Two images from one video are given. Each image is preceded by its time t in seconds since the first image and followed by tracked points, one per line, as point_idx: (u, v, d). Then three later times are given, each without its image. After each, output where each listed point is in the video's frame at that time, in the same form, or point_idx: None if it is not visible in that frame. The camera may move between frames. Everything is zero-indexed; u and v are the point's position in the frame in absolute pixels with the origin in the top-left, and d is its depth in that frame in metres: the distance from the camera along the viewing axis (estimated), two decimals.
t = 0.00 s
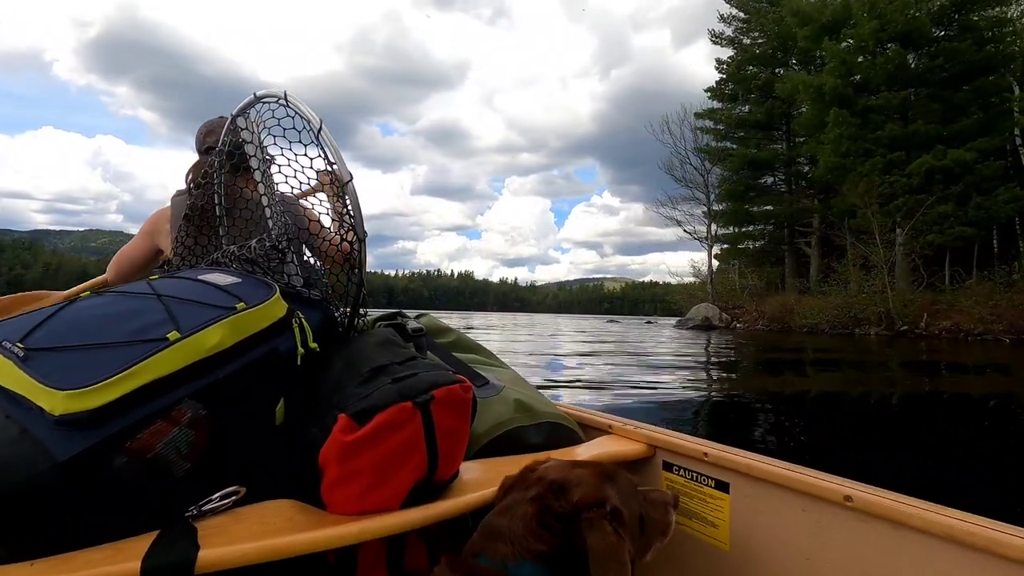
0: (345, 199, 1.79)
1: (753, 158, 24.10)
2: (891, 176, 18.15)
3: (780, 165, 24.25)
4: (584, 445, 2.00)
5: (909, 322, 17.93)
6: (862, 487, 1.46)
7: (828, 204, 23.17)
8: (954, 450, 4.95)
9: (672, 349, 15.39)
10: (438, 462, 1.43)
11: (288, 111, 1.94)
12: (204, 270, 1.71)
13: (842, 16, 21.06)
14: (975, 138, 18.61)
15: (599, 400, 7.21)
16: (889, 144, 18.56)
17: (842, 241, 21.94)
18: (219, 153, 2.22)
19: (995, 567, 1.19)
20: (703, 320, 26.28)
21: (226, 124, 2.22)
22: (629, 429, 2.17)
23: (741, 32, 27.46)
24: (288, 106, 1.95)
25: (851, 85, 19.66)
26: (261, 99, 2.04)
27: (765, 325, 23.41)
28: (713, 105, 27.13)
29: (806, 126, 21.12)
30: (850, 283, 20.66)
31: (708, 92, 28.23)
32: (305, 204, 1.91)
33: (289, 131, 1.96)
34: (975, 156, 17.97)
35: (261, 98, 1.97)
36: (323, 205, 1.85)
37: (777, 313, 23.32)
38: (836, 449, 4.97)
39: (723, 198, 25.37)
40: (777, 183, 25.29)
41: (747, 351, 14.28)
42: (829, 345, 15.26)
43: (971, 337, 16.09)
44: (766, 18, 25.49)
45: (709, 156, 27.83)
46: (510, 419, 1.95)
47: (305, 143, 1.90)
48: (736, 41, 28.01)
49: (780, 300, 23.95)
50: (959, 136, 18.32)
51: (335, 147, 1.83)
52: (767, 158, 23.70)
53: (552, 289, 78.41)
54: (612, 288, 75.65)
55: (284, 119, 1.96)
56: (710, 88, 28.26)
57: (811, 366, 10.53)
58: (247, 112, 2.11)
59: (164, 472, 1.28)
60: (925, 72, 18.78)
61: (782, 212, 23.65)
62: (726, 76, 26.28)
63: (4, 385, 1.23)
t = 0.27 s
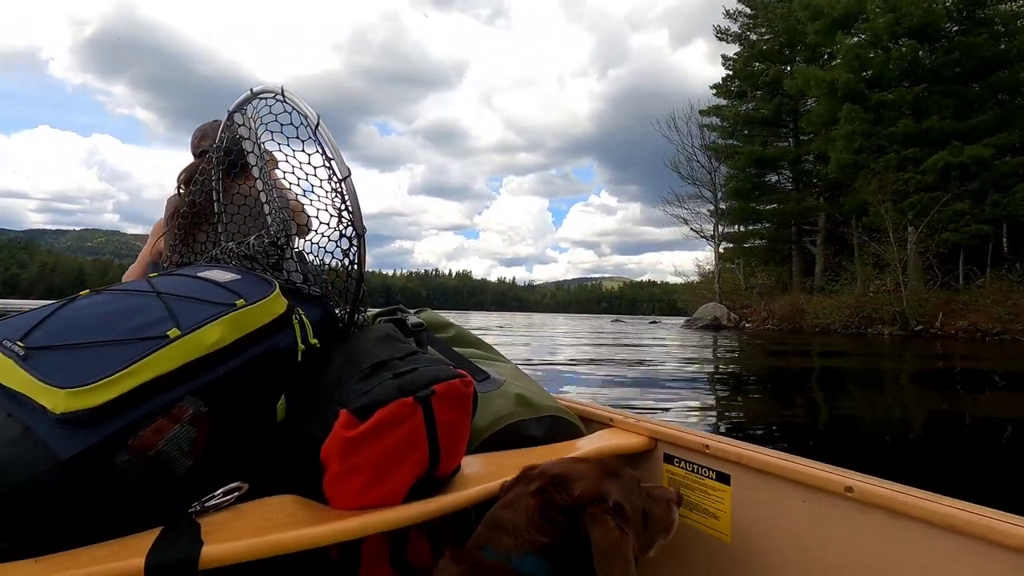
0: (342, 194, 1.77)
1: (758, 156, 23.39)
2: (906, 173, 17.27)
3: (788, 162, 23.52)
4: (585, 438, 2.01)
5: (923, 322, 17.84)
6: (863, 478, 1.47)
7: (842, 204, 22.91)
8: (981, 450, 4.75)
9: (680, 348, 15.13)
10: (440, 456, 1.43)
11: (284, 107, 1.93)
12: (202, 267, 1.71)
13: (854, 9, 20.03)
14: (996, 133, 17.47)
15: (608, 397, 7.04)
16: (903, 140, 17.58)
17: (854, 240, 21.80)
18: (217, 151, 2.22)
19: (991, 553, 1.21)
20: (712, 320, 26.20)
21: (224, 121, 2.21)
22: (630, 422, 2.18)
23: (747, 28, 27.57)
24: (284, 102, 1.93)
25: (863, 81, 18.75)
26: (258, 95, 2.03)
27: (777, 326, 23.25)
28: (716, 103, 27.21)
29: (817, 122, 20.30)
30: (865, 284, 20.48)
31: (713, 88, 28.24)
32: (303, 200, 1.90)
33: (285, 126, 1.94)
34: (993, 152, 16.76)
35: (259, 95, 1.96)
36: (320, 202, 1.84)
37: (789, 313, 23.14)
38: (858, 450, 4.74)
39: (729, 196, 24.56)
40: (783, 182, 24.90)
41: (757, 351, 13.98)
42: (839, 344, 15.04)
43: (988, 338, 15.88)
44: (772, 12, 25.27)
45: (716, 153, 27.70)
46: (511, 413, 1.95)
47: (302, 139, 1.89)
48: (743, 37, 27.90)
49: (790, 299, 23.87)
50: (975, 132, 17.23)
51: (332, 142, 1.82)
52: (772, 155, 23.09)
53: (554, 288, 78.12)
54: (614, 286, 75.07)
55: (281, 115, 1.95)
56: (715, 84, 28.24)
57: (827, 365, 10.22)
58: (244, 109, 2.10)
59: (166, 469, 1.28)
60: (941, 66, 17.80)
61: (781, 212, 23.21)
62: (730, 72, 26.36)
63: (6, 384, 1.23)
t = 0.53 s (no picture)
0: (346, 195, 1.78)
1: (762, 153, 23.47)
2: (918, 169, 16.85)
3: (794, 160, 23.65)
4: (590, 438, 2.02)
5: (938, 321, 17.62)
6: (869, 477, 1.48)
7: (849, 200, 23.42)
8: (1003, 451, 4.66)
9: (692, 347, 15.08)
10: (447, 456, 1.44)
11: (289, 108, 1.94)
12: (208, 268, 1.72)
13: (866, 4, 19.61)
14: (1008, 130, 16.93)
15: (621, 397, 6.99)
16: (919, 135, 17.18)
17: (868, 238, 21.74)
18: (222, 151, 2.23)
19: (997, 552, 1.23)
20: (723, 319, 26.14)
21: (228, 121, 2.22)
22: (634, 421, 2.19)
23: (753, 24, 27.77)
24: (289, 103, 1.93)
25: (875, 75, 18.43)
26: (263, 96, 2.04)
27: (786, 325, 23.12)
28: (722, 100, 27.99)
29: (827, 118, 20.51)
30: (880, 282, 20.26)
31: (719, 85, 28.30)
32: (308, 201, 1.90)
33: (289, 128, 1.95)
34: (1010, 146, 16.29)
35: (264, 96, 1.96)
36: (324, 202, 1.85)
37: (799, 312, 23.02)
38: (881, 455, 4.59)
39: (735, 194, 24.49)
40: (789, 179, 24.89)
41: (769, 349, 13.92)
42: (852, 344, 14.91)
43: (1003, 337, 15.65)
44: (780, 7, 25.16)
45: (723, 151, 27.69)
46: (515, 413, 1.96)
47: (306, 141, 1.89)
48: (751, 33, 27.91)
49: (801, 298, 23.79)
50: (994, 126, 16.87)
51: (336, 143, 1.82)
52: (779, 151, 23.17)
53: (556, 287, 77.91)
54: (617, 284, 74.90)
55: (286, 117, 1.95)
56: (721, 80, 28.29)
57: (846, 364, 10.14)
58: (249, 110, 2.11)
59: (174, 470, 1.28)
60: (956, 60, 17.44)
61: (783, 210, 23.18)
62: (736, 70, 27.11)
63: (14, 385, 1.23)
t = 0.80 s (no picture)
0: (355, 201, 1.79)
1: (769, 149, 23.43)
2: (932, 164, 16.65)
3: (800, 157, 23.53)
4: (595, 449, 2.03)
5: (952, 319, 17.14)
6: (875, 494, 1.49)
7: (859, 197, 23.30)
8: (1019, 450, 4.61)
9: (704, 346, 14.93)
10: (450, 464, 1.44)
11: (300, 115, 1.95)
12: (216, 272, 1.73)
13: None
14: None
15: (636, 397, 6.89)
16: (934, 129, 16.97)
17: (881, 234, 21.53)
18: (232, 157, 2.25)
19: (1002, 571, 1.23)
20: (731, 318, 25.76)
21: (238, 128, 2.24)
22: (639, 433, 2.20)
23: (758, 19, 27.54)
24: (300, 110, 1.95)
25: (891, 69, 18.19)
26: (274, 103, 2.06)
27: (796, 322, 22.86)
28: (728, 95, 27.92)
29: (836, 113, 20.43)
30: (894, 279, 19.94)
31: (725, 80, 28.27)
32: (316, 206, 1.91)
33: (300, 135, 1.96)
34: None
35: (275, 102, 1.99)
36: (334, 208, 1.86)
37: (809, 310, 22.65)
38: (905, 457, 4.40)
39: (742, 190, 24.47)
40: (794, 176, 24.78)
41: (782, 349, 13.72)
42: (866, 342, 14.73)
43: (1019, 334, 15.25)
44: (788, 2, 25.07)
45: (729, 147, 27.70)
46: (519, 422, 1.97)
47: (317, 147, 1.91)
48: (757, 27, 27.70)
49: (811, 296, 23.45)
50: (1010, 121, 16.74)
51: (346, 151, 1.84)
52: (786, 147, 23.10)
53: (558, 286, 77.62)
54: (620, 283, 74.50)
55: (296, 123, 1.97)
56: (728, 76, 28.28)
57: (863, 363, 9.99)
58: (260, 116, 2.13)
59: (177, 472, 1.28)
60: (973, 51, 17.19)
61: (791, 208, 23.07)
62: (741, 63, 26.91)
63: (23, 385, 1.24)
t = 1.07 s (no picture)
0: (362, 201, 1.79)
1: (778, 144, 23.38)
2: (948, 159, 16.72)
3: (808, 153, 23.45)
4: (596, 454, 2.03)
5: (970, 317, 16.97)
6: (876, 503, 1.49)
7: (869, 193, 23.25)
8: None
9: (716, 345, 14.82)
10: (451, 467, 1.44)
11: (308, 116, 1.96)
12: (222, 271, 1.73)
13: None
14: None
15: (651, 399, 6.81)
16: (949, 123, 17.03)
17: (897, 231, 21.35)
18: (240, 157, 2.25)
19: None
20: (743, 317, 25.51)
21: (247, 128, 2.24)
22: (641, 438, 2.20)
23: (766, 14, 27.48)
24: (308, 111, 1.96)
25: (907, 62, 18.37)
26: (282, 103, 2.06)
27: (809, 321, 22.56)
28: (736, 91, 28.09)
29: (848, 108, 20.43)
30: (912, 275, 19.70)
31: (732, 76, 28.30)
32: (323, 206, 1.91)
33: (308, 135, 1.97)
34: None
35: (284, 103, 2.00)
36: (340, 207, 1.86)
37: (822, 308, 22.30)
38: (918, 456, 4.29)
39: (749, 188, 24.47)
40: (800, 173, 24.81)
41: (796, 347, 13.56)
42: (881, 341, 14.63)
43: None
44: None
45: (736, 144, 27.70)
46: (520, 426, 1.97)
47: (324, 147, 1.91)
48: (763, 24, 27.73)
49: (823, 294, 23.15)
50: None
51: (353, 152, 1.84)
52: (797, 142, 23.05)
53: (561, 285, 77.43)
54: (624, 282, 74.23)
55: (304, 123, 1.97)
56: (735, 72, 28.32)
57: (879, 361, 9.90)
58: (268, 117, 2.13)
59: (179, 469, 1.28)
60: (989, 44, 17.22)
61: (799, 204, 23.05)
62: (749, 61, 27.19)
63: (30, 381, 1.24)
